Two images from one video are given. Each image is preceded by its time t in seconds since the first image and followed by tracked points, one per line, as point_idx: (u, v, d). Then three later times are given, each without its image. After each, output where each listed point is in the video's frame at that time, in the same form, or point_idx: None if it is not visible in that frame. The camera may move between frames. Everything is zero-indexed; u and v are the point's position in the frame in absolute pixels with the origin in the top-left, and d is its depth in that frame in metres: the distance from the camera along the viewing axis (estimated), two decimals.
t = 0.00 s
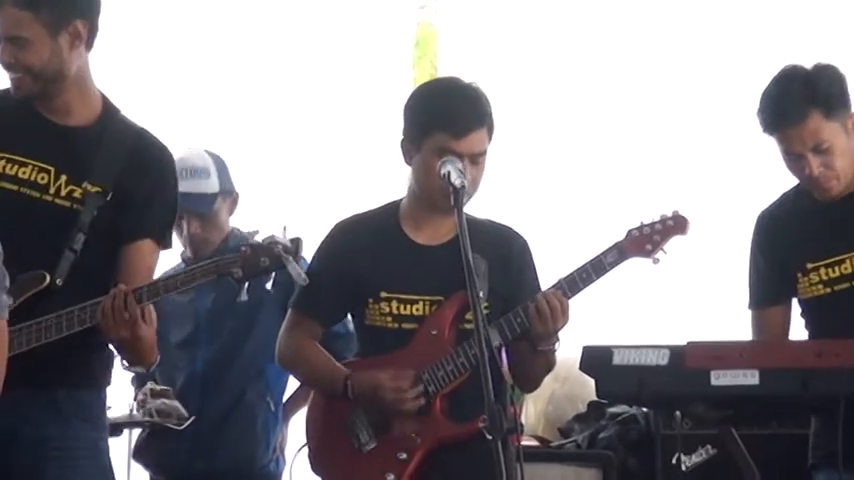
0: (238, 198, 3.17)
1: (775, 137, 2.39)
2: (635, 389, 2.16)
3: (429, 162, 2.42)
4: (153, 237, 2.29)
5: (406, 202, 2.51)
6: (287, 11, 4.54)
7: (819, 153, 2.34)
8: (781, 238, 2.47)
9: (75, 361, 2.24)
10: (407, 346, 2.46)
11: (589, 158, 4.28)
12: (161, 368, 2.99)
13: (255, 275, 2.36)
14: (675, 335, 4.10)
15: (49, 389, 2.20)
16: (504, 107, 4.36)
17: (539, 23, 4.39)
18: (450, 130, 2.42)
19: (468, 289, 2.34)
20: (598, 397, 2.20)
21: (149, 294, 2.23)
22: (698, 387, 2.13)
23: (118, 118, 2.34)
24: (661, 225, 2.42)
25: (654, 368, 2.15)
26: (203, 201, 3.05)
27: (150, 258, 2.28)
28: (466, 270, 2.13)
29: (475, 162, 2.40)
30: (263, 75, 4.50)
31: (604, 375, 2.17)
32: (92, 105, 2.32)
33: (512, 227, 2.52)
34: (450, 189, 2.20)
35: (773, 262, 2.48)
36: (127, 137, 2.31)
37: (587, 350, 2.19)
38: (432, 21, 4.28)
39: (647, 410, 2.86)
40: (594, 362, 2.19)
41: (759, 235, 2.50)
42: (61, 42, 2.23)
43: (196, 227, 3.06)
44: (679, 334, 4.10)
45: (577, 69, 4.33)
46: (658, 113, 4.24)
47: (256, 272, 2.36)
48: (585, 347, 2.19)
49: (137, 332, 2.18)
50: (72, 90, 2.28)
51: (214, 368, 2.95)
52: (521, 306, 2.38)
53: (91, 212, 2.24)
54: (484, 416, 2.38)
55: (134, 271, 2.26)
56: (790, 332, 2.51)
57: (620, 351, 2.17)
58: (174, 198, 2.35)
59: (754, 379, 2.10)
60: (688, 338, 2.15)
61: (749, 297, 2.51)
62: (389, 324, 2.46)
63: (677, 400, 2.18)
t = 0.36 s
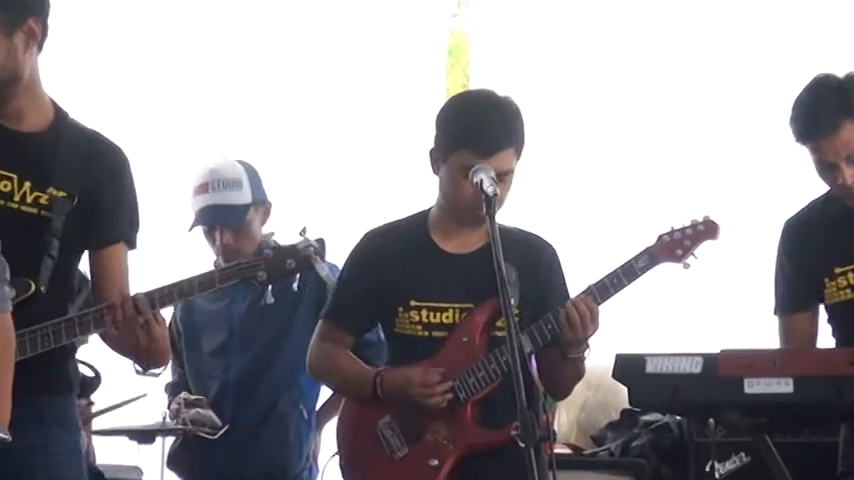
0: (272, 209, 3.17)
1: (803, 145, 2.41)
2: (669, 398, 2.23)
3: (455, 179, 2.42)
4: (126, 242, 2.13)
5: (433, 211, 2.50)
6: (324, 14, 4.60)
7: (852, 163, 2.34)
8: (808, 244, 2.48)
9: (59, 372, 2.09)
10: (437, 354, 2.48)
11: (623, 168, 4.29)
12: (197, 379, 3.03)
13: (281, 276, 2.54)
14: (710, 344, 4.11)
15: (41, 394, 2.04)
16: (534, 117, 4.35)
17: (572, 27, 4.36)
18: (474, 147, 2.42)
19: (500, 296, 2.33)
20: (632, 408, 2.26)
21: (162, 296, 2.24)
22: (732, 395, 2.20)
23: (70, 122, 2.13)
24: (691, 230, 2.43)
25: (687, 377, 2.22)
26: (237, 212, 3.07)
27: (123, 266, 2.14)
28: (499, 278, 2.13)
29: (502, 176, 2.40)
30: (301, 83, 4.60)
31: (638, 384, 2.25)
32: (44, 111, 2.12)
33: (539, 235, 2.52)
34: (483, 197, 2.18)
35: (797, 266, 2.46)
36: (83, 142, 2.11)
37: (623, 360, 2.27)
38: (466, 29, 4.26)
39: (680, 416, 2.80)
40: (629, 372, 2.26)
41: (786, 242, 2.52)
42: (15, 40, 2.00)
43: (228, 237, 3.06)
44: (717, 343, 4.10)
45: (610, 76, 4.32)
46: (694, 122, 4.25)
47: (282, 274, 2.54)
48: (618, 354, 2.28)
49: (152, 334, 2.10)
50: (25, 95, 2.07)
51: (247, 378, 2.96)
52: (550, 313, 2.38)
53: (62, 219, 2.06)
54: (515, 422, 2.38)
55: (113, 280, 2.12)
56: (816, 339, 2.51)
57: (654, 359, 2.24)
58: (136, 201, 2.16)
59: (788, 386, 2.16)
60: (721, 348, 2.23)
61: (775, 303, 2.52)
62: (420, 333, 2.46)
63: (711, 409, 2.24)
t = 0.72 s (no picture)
0: (305, 213, 3.19)
1: (846, 149, 2.52)
2: (707, 400, 2.36)
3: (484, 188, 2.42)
4: (89, 233, 2.21)
5: (465, 217, 2.50)
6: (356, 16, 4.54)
7: None
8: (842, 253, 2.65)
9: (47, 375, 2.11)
10: (468, 359, 2.47)
11: (660, 171, 4.28)
12: (232, 384, 3.03)
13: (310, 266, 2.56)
14: (746, 348, 4.08)
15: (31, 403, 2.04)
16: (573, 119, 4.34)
17: (607, 29, 4.34)
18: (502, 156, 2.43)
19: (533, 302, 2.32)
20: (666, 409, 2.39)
21: (183, 298, 2.35)
22: (770, 399, 2.33)
23: (22, 120, 2.18)
24: (722, 235, 2.42)
25: (724, 380, 2.35)
26: (271, 219, 3.09)
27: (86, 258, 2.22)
28: (533, 284, 2.12)
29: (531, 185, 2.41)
30: (332, 83, 4.54)
31: (674, 387, 2.37)
32: None
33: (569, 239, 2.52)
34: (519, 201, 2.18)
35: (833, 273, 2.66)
36: (41, 140, 2.17)
37: (657, 364, 2.39)
38: (500, 34, 4.30)
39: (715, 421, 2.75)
40: (665, 375, 2.38)
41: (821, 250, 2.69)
42: None
43: (264, 244, 3.08)
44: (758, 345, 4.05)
45: (646, 78, 4.30)
46: (730, 122, 4.23)
47: (311, 265, 2.55)
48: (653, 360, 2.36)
49: (159, 336, 2.21)
50: None
51: (283, 383, 2.96)
52: (581, 317, 2.38)
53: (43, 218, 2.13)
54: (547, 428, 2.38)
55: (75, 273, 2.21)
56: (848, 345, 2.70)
57: (691, 363, 2.36)
58: (92, 190, 2.22)
59: (826, 390, 2.31)
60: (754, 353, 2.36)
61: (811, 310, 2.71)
62: (450, 338, 2.47)
63: (742, 411, 2.38)
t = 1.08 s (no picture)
0: (336, 215, 3.18)
1: None
2: (742, 399, 2.66)
3: (521, 184, 2.41)
4: (116, 227, 2.17)
5: (497, 221, 2.50)
6: (387, 14, 4.56)
7: None
8: None
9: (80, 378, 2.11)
10: (503, 362, 2.47)
11: (692, 170, 4.27)
12: (265, 386, 3.03)
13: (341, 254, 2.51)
14: (783, 349, 4.05)
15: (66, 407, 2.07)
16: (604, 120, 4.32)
17: (640, 30, 4.35)
18: (540, 154, 2.42)
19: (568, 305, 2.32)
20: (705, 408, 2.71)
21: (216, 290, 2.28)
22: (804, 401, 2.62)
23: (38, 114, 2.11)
24: (758, 237, 2.42)
25: (760, 382, 2.65)
26: (301, 222, 3.09)
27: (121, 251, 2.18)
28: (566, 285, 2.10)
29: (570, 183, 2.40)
30: (365, 83, 4.54)
31: (712, 387, 2.69)
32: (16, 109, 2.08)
33: (600, 242, 2.51)
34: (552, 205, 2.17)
35: None
36: (61, 137, 2.10)
37: (696, 368, 2.71)
38: (533, 36, 4.34)
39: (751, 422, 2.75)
40: (705, 378, 2.70)
41: None
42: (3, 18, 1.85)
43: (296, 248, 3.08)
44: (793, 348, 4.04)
45: (677, 76, 4.30)
46: (774, 121, 4.21)
47: (341, 253, 2.51)
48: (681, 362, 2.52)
49: (203, 332, 2.15)
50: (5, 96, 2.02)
51: (316, 384, 2.96)
52: (616, 320, 2.38)
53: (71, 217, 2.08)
54: (582, 429, 2.37)
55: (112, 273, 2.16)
56: None
57: (726, 367, 2.67)
58: (111, 182, 2.17)
59: None
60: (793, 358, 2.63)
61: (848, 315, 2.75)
62: (484, 340, 2.46)
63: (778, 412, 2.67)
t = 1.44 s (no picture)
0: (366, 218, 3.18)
1: None
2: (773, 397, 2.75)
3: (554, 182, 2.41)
4: (197, 234, 2.09)
5: (529, 219, 2.49)
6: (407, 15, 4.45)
7: None
8: None
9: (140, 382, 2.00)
10: (534, 364, 2.46)
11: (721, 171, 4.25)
12: (294, 389, 3.05)
13: (392, 264, 2.48)
14: (819, 348, 4.02)
15: (130, 406, 1.97)
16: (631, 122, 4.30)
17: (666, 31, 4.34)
18: (573, 151, 2.42)
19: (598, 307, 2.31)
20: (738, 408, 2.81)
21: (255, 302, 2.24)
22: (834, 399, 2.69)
23: (126, 118, 2.04)
24: (792, 237, 2.42)
25: (790, 381, 2.73)
26: (330, 224, 3.08)
27: (197, 265, 2.11)
28: (596, 287, 2.06)
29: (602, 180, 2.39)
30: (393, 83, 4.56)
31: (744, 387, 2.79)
32: (102, 111, 2.02)
33: (631, 242, 2.49)
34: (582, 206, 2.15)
35: None
36: (147, 140, 2.03)
37: (729, 370, 2.80)
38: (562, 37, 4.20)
39: (782, 424, 2.76)
40: (737, 380, 2.79)
41: None
42: (87, 16, 1.95)
43: (325, 249, 3.09)
44: (823, 350, 4.02)
45: (705, 79, 4.30)
46: (801, 122, 4.19)
47: (394, 263, 2.48)
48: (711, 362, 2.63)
49: (250, 339, 2.07)
50: (86, 91, 1.98)
51: (345, 386, 2.96)
52: (649, 321, 2.38)
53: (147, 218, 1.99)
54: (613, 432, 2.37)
55: (188, 279, 2.09)
56: None
57: (756, 368, 2.77)
58: (200, 190, 2.10)
59: None
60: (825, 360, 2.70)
61: None
62: (517, 342, 2.44)
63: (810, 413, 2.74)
